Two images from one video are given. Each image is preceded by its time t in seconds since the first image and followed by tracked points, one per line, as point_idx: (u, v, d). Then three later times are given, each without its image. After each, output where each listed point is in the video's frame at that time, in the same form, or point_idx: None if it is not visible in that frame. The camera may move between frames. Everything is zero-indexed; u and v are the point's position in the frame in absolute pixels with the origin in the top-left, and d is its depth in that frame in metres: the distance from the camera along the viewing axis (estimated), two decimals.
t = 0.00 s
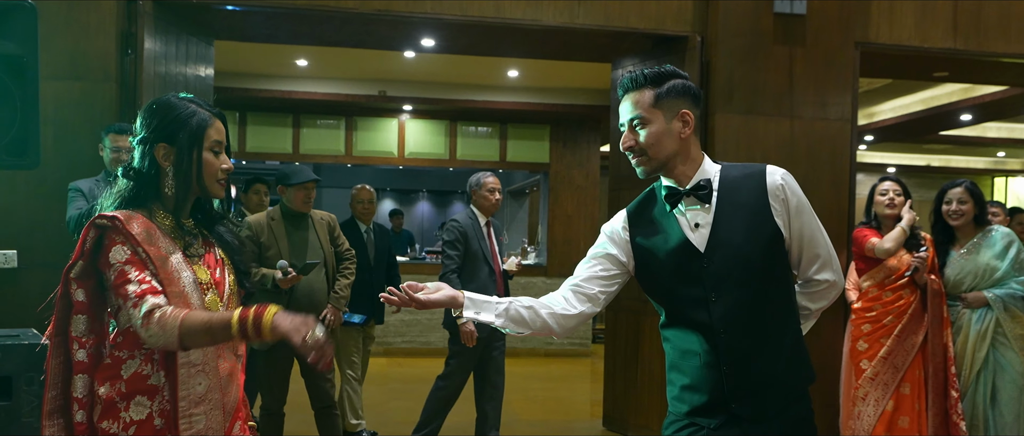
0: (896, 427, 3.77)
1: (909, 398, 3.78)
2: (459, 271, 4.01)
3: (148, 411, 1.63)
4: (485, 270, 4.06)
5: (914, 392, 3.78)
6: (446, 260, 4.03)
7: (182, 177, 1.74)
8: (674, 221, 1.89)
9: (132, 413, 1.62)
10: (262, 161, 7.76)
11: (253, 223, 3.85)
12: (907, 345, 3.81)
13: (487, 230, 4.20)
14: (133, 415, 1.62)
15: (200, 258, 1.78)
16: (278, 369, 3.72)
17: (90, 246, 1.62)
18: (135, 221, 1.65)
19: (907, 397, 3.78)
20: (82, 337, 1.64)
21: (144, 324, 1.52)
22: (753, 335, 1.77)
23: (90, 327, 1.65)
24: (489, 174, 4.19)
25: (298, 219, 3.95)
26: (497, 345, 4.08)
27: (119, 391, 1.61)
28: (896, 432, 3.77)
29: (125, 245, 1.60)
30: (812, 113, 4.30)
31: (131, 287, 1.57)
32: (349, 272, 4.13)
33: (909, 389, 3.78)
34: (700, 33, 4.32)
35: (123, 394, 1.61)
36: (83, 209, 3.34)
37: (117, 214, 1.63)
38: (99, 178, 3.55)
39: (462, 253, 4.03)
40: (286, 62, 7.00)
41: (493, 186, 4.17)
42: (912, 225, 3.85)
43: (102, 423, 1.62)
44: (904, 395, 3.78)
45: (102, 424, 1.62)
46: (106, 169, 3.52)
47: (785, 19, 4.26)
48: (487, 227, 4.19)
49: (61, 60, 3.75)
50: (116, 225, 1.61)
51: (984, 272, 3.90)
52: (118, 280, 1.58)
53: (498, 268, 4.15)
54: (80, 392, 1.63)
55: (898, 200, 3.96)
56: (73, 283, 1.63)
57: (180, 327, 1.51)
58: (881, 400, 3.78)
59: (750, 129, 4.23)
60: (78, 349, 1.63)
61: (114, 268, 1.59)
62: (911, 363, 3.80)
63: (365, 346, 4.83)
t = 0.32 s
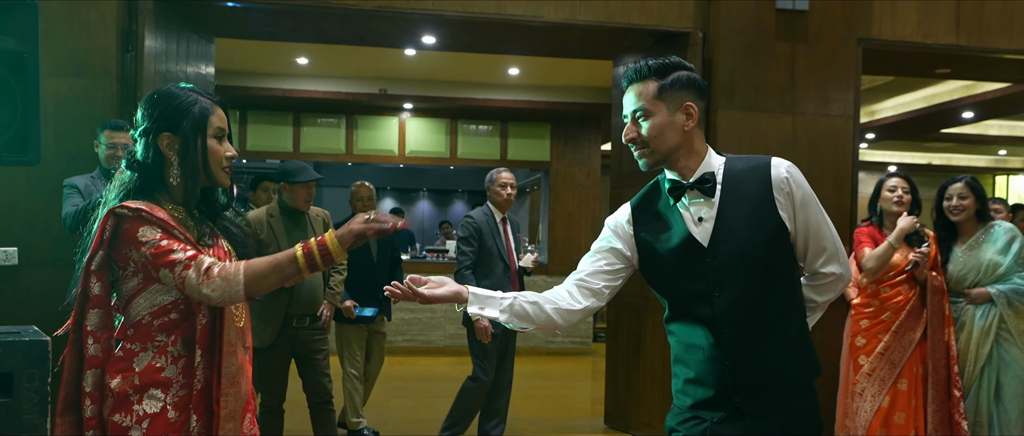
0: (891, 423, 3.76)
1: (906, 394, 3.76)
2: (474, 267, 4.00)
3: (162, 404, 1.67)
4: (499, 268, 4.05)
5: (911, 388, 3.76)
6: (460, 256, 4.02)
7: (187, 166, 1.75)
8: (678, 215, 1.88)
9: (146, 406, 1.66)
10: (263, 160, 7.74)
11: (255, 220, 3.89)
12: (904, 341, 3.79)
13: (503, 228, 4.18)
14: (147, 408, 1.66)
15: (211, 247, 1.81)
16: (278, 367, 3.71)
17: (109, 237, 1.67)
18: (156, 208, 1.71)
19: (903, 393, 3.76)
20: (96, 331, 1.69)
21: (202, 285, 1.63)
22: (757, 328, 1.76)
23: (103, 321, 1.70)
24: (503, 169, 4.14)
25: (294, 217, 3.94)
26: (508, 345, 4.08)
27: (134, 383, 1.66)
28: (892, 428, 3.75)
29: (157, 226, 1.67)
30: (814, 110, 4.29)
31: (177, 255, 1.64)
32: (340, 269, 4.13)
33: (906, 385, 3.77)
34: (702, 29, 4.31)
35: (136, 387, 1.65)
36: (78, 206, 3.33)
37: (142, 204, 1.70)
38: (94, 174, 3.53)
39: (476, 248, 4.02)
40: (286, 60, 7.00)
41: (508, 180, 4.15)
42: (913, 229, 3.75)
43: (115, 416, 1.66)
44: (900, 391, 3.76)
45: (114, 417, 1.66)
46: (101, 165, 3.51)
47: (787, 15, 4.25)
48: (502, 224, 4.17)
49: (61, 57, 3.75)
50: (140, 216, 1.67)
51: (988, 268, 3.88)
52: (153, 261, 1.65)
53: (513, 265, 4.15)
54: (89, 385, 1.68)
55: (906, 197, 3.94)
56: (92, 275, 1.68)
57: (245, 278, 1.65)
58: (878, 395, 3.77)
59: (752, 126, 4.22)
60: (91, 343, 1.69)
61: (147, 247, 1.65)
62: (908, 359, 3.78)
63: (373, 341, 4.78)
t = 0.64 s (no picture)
0: (892, 422, 3.74)
1: (908, 392, 3.74)
2: (485, 266, 3.99)
3: (169, 403, 1.65)
4: (510, 269, 4.03)
5: (913, 386, 3.75)
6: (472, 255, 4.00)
7: (188, 159, 1.75)
8: (684, 213, 1.85)
9: (152, 406, 1.65)
10: (262, 159, 7.71)
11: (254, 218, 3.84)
12: (907, 340, 3.78)
13: (517, 226, 4.14)
14: (154, 407, 1.65)
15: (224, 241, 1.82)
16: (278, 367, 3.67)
17: (125, 233, 1.66)
18: (173, 203, 1.70)
19: (905, 392, 3.74)
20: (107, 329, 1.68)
21: (242, 266, 1.65)
22: (766, 326, 1.74)
23: (114, 320, 1.68)
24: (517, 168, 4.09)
25: (293, 215, 3.92)
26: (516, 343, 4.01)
27: (142, 382, 1.64)
28: (893, 427, 3.74)
29: (180, 218, 1.66)
30: (816, 108, 4.27)
31: (207, 242, 1.64)
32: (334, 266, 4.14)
33: (908, 384, 3.75)
34: (704, 27, 4.29)
35: (143, 385, 1.64)
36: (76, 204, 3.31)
37: (162, 201, 1.69)
38: (92, 172, 3.52)
39: (488, 246, 4.00)
40: (286, 59, 6.98)
41: (522, 179, 4.08)
42: (910, 244, 3.65)
43: (120, 415, 1.66)
44: (902, 390, 3.74)
45: (120, 417, 1.65)
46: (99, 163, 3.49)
47: (790, 12, 4.23)
48: (516, 222, 4.13)
49: (59, 53, 3.72)
50: (161, 211, 1.66)
51: (991, 267, 3.86)
52: (177, 251, 1.63)
53: (525, 264, 4.12)
54: (97, 386, 1.66)
55: (914, 196, 3.93)
56: (106, 272, 1.66)
57: (284, 261, 1.68)
58: (881, 394, 3.76)
59: (756, 124, 4.20)
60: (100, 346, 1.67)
61: (170, 238, 1.64)
62: (911, 358, 3.76)
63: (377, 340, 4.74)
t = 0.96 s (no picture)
0: (896, 422, 3.74)
1: (911, 392, 3.73)
2: (496, 269, 3.97)
3: (168, 406, 1.64)
4: (522, 271, 4.00)
5: (917, 387, 3.74)
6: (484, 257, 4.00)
7: (188, 157, 1.75)
8: (692, 213, 1.84)
9: (151, 408, 1.64)
10: (262, 158, 7.69)
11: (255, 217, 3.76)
12: (912, 340, 3.77)
13: (529, 228, 4.12)
14: (152, 409, 1.64)
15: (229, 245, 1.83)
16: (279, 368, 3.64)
17: (132, 234, 1.65)
18: (182, 207, 1.71)
19: (909, 392, 3.73)
20: (108, 330, 1.66)
21: (256, 274, 1.67)
22: (776, 327, 1.71)
23: (116, 320, 1.66)
24: (528, 168, 4.10)
25: (293, 215, 3.90)
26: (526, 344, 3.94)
27: (141, 384, 1.63)
28: (897, 427, 3.73)
29: (191, 222, 1.67)
30: (818, 107, 4.26)
31: (219, 247, 1.66)
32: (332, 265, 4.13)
33: (911, 384, 3.74)
34: (706, 26, 4.28)
35: (142, 388, 1.63)
36: (77, 204, 3.30)
37: (172, 205, 1.69)
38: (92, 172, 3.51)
39: (499, 249, 3.99)
40: (286, 58, 6.96)
41: (533, 180, 4.07)
42: (915, 268, 3.71)
43: (118, 417, 1.64)
44: (906, 390, 3.74)
45: (118, 419, 1.64)
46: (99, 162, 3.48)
47: (791, 11, 4.22)
48: (527, 224, 4.11)
49: (58, 53, 3.71)
50: (172, 215, 1.66)
51: (993, 267, 3.86)
52: (187, 255, 1.65)
53: (537, 267, 4.07)
54: (99, 388, 1.63)
55: (918, 196, 3.91)
56: (110, 272, 1.65)
57: (298, 272, 1.72)
58: (885, 395, 3.74)
59: (758, 123, 4.19)
60: (100, 349, 1.65)
61: (181, 241, 1.65)
62: (915, 358, 3.75)
63: (382, 340, 4.75)
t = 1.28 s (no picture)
0: (901, 422, 3.72)
1: (914, 391, 3.72)
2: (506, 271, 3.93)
3: (159, 408, 1.62)
4: (534, 271, 3.94)
5: (920, 386, 3.72)
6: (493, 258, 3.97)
7: (185, 155, 1.73)
8: (702, 211, 1.81)
9: (142, 411, 1.61)
10: (259, 156, 7.65)
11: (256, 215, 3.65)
12: (915, 339, 3.75)
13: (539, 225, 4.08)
14: (144, 412, 1.61)
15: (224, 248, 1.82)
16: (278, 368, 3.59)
17: (128, 234, 1.63)
18: (181, 208, 1.70)
19: (913, 392, 3.72)
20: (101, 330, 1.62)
21: (256, 277, 1.68)
22: (788, 328, 1.68)
23: (109, 320, 1.63)
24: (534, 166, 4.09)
25: (295, 214, 3.87)
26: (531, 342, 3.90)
27: (133, 387, 1.61)
28: (901, 426, 3.71)
29: (191, 224, 1.66)
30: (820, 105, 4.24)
31: (219, 250, 1.66)
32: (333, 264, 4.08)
33: (915, 383, 3.72)
34: (705, 23, 4.26)
35: (133, 390, 1.61)
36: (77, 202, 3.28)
37: (171, 207, 1.67)
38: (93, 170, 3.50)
39: (508, 250, 3.94)
40: (283, 56, 6.93)
41: (539, 177, 4.07)
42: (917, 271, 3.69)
43: (108, 419, 1.61)
44: (910, 389, 3.72)
45: (109, 421, 1.61)
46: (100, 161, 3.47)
47: (792, 9, 4.21)
48: (538, 223, 4.07)
49: (53, 50, 3.68)
50: (171, 217, 1.65)
51: (995, 266, 3.84)
52: (186, 257, 1.63)
53: (551, 266, 4.03)
54: (91, 390, 1.60)
55: (920, 195, 3.89)
56: (103, 272, 1.62)
57: (299, 277, 1.72)
58: (888, 394, 3.71)
59: (759, 121, 4.17)
60: (91, 350, 1.61)
61: (179, 244, 1.63)
62: (918, 357, 3.74)
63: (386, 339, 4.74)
